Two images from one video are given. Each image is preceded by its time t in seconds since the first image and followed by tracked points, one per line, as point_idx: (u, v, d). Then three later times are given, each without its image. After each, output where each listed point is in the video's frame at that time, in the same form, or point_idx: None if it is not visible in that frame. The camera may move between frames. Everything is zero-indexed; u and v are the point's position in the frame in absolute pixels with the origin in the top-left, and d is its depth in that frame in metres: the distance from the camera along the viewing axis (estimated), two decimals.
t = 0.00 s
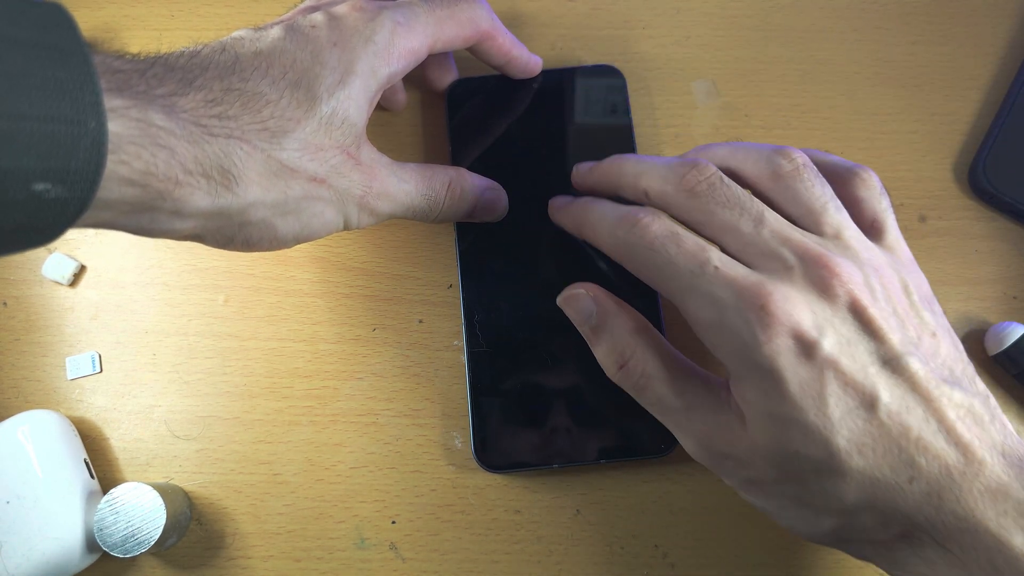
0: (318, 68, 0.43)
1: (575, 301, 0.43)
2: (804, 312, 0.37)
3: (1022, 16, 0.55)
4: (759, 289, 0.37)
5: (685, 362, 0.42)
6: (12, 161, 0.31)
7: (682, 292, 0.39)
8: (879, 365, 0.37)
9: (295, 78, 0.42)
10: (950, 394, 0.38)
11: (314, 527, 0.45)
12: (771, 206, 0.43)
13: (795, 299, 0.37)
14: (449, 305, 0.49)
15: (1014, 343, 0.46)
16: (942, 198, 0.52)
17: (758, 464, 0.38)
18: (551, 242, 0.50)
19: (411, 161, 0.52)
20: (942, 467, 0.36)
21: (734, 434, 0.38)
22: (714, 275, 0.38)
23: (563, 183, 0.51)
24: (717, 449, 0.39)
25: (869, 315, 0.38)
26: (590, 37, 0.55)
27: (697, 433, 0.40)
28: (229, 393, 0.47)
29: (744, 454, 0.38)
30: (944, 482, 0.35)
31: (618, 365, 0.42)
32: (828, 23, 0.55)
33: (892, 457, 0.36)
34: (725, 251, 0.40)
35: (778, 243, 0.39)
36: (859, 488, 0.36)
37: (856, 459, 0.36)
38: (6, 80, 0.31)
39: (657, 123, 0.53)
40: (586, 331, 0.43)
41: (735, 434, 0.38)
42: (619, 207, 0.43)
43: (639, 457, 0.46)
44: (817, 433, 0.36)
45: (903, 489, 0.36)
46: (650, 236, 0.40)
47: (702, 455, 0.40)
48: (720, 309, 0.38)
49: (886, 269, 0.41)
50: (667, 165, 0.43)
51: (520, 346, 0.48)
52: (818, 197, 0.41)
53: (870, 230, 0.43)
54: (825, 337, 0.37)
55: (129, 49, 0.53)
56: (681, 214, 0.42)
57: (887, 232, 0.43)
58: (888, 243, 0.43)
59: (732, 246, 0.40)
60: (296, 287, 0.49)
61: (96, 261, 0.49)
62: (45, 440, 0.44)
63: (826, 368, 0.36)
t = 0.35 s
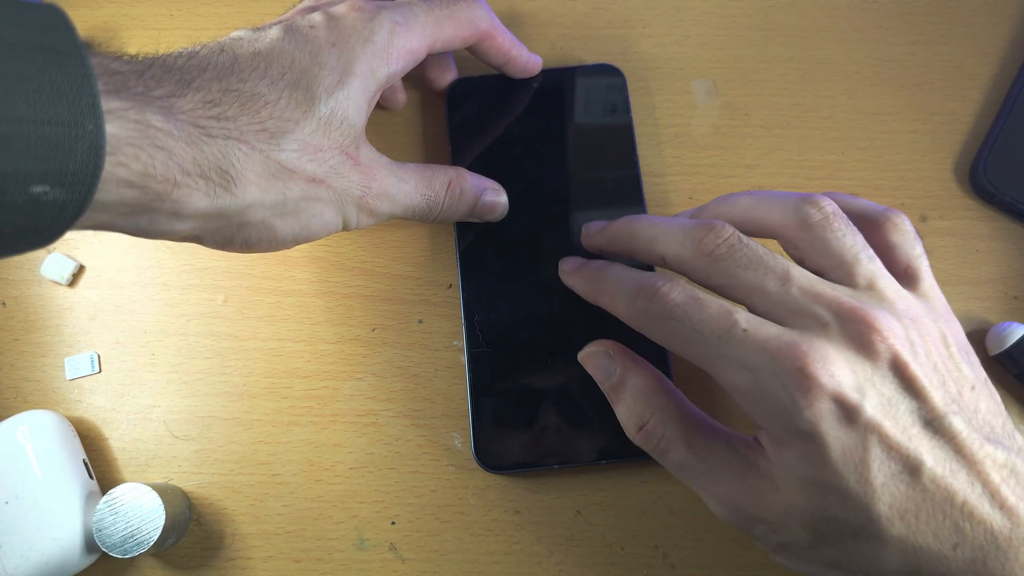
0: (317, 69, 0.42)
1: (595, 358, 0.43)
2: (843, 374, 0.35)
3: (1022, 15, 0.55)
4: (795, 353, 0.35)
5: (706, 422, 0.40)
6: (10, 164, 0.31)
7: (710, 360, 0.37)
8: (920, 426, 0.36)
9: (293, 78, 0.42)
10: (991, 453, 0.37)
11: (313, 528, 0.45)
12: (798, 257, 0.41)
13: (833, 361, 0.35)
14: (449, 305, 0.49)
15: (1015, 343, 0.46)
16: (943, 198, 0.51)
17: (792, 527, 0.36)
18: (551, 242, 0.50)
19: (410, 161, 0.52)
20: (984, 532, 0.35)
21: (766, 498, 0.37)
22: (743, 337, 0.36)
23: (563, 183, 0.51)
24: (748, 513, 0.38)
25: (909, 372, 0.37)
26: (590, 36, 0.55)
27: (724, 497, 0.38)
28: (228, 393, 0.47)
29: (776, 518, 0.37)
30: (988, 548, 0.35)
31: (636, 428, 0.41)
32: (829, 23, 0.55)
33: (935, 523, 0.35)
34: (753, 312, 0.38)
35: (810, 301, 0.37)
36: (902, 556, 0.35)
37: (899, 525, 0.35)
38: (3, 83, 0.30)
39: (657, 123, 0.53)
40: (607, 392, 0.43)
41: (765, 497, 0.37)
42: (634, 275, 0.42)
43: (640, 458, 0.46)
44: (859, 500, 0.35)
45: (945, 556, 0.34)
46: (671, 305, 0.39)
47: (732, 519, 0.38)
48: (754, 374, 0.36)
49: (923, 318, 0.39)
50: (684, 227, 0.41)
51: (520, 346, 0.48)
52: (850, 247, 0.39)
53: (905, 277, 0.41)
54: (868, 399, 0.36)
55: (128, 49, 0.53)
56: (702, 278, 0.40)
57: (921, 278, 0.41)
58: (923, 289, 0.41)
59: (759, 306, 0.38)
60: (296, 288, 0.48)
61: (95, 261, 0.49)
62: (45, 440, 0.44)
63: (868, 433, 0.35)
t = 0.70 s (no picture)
0: (316, 69, 0.42)
1: (599, 417, 0.42)
2: (865, 416, 0.34)
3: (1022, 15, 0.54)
4: (815, 397, 0.33)
5: (719, 465, 0.40)
6: (9, 166, 0.31)
7: (725, 415, 0.35)
8: (943, 463, 0.35)
9: (293, 78, 0.42)
10: (1015, 483, 0.36)
11: (313, 528, 0.45)
12: (806, 292, 0.40)
13: (854, 402, 0.34)
14: (449, 305, 0.49)
15: (1015, 343, 0.46)
16: (944, 198, 0.51)
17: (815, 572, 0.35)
18: (551, 243, 0.50)
19: (411, 160, 0.52)
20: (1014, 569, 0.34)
21: (784, 540, 0.36)
22: (755, 387, 0.34)
23: (563, 183, 0.51)
24: (770, 556, 0.36)
25: (932, 408, 0.35)
26: (590, 36, 0.55)
27: (744, 541, 0.37)
28: (228, 393, 0.47)
29: (801, 564, 0.35)
30: None
31: (648, 480, 0.40)
32: (829, 23, 0.55)
33: (964, 561, 0.34)
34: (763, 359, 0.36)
35: (821, 341, 0.36)
36: None
37: (928, 567, 0.34)
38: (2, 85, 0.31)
39: (658, 122, 0.53)
40: (617, 447, 0.42)
41: (787, 542, 0.36)
42: (636, 331, 0.40)
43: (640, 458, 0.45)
44: (885, 545, 0.33)
45: None
46: (677, 362, 0.37)
47: (754, 563, 0.37)
48: (771, 424, 0.34)
49: (938, 346, 0.38)
50: (680, 280, 0.40)
51: (520, 346, 0.48)
52: (857, 281, 0.38)
53: (912, 304, 0.41)
54: (890, 441, 0.34)
55: (128, 49, 0.53)
56: (706, 331, 0.39)
57: (930, 304, 0.41)
58: (933, 314, 0.40)
59: (768, 352, 0.37)
60: (296, 288, 0.48)
61: (95, 262, 0.49)
62: (45, 440, 0.44)
63: (894, 478, 0.34)
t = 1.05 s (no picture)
0: (315, 70, 0.43)
1: (595, 478, 0.42)
2: (863, 458, 0.33)
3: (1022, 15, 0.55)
4: (809, 442, 0.33)
5: (718, 514, 0.39)
6: (8, 167, 0.31)
7: (727, 471, 0.34)
8: (944, 498, 0.35)
9: (292, 79, 0.42)
10: (1015, 510, 0.36)
11: (313, 528, 0.45)
12: (791, 332, 0.39)
13: (849, 444, 0.33)
14: (449, 305, 0.49)
15: (1015, 343, 0.46)
16: (944, 198, 0.51)
17: None
18: (551, 243, 0.50)
19: (411, 160, 0.52)
20: None
21: None
22: (750, 441, 0.33)
23: (564, 183, 0.51)
24: None
25: (927, 441, 0.35)
26: (590, 36, 0.55)
27: None
28: (228, 393, 0.47)
29: None
30: None
31: (650, 538, 0.39)
32: (829, 23, 0.55)
33: None
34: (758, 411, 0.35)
35: (811, 383, 0.35)
36: None
37: None
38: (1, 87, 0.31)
39: (658, 122, 0.53)
40: (616, 506, 0.41)
41: None
42: (630, 400, 0.40)
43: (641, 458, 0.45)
44: None
45: None
46: (676, 427, 0.36)
47: None
48: (771, 474, 0.33)
49: (929, 375, 0.38)
50: (665, 339, 0.39)
51: (520, 346, 0.48)
52: (841, 317, 0.37)
53: (900, 334, 0.39)
54: (888, 480, 0.33)
55: (129, 49, 0.53)
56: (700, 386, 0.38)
57: (916, 332, 0.39)
58: (921, 343, 0.39)
59: (763, 401, 0.36)
60: (296, 288, 0.49)
61: (96, 262, 0.49)
62: (45, 440, 0.44)
63: (897, 517, 0.33)
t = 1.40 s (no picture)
0: (317, 75, 0.42)
1: (596, 491, 0.41)
2: (878, 460, 0.33)
3: (1022, 15, 0.55)
4: (823, 446, 0.32)
5: (725, 524, 0.39)
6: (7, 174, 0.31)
7: (734, 481, 0.33)
8: (959, 497, 0.35)
9: (294, 85, 0.42)
10: None
11: (313, 528, 0.45)
12: (794, 327, 0.39)
13: (863, 447, 0.32)
14: (449, 305, 0.49)
15: (1015, 343, 0.46)
16: (944, 198, 0.51)
17: None
18: (551, 242, 0.50)
19: (411, 160, 0.52)
20: None
21: None
22: (757, 448, 0.33)
23: (564, 183, 0.51)
24: None
25: (943, 438, 0.34)
26: (590, 36, 0.55)
27: None
28: (228, 393, 0.47)
29: None
30: None
31: (655, 551, 0.39)
32: (829, 23, 0.55)
33: None
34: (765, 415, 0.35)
35: (818, 383, 0.34)
36: None
37: None
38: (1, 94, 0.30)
39: (658, 123, 0.53)
40: (619, 520, 0.41)
41: None
42: (630, 409, 0.39)
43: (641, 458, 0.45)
44: None
45: None
46: (677, 436, 0.36)
47: None
48: (782, 484, 0.32)
49: (939, 366, 0.37)
50: (661, 345, 0.39)
51: (520, 345, 0.48)
52: (843, 311, 0.37)
53: (907, 322, 0.40)
54: (905, 482, 0.33)
55: (129, 49, 0.53)
56: (700, 393, 0.37)
57: (923, 319, 0.40)
58: (928, 331, 0.39)
59: (769, 404, 0.35)
60: (295, 288, 0.49)
61: (96, 262, 0.49)
62: (44, 440, 0.44)
63: (914, 520, 0.33)
